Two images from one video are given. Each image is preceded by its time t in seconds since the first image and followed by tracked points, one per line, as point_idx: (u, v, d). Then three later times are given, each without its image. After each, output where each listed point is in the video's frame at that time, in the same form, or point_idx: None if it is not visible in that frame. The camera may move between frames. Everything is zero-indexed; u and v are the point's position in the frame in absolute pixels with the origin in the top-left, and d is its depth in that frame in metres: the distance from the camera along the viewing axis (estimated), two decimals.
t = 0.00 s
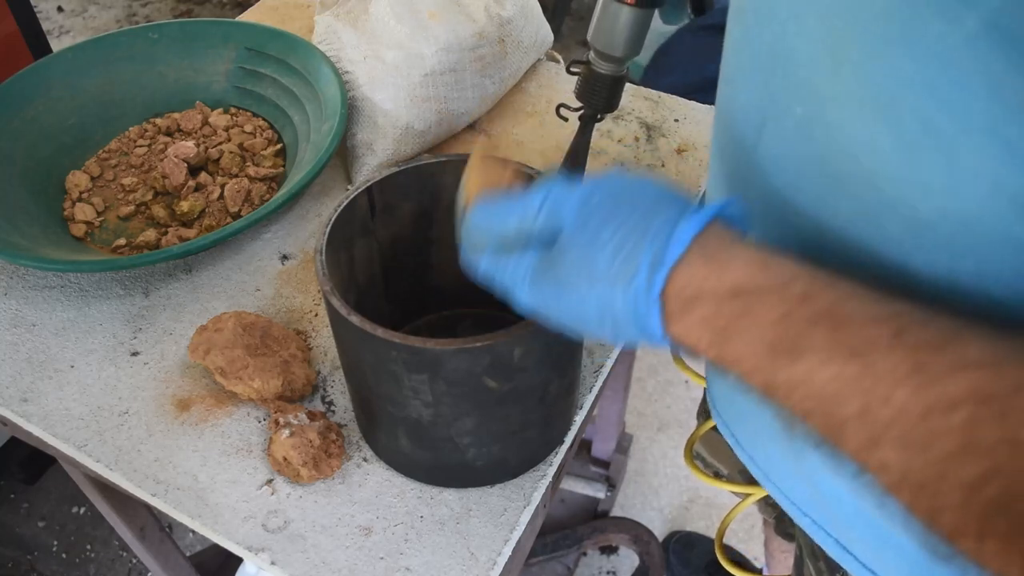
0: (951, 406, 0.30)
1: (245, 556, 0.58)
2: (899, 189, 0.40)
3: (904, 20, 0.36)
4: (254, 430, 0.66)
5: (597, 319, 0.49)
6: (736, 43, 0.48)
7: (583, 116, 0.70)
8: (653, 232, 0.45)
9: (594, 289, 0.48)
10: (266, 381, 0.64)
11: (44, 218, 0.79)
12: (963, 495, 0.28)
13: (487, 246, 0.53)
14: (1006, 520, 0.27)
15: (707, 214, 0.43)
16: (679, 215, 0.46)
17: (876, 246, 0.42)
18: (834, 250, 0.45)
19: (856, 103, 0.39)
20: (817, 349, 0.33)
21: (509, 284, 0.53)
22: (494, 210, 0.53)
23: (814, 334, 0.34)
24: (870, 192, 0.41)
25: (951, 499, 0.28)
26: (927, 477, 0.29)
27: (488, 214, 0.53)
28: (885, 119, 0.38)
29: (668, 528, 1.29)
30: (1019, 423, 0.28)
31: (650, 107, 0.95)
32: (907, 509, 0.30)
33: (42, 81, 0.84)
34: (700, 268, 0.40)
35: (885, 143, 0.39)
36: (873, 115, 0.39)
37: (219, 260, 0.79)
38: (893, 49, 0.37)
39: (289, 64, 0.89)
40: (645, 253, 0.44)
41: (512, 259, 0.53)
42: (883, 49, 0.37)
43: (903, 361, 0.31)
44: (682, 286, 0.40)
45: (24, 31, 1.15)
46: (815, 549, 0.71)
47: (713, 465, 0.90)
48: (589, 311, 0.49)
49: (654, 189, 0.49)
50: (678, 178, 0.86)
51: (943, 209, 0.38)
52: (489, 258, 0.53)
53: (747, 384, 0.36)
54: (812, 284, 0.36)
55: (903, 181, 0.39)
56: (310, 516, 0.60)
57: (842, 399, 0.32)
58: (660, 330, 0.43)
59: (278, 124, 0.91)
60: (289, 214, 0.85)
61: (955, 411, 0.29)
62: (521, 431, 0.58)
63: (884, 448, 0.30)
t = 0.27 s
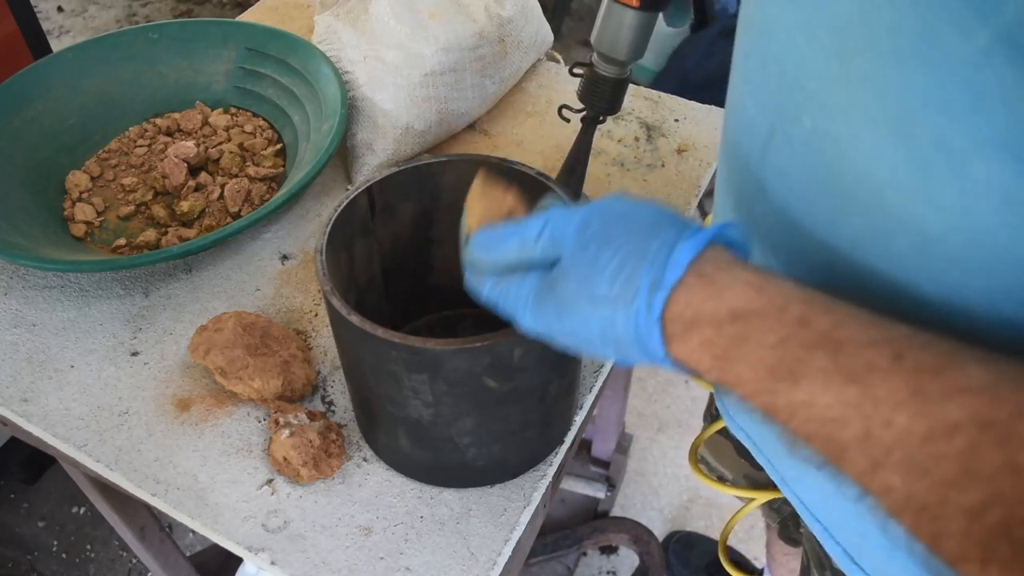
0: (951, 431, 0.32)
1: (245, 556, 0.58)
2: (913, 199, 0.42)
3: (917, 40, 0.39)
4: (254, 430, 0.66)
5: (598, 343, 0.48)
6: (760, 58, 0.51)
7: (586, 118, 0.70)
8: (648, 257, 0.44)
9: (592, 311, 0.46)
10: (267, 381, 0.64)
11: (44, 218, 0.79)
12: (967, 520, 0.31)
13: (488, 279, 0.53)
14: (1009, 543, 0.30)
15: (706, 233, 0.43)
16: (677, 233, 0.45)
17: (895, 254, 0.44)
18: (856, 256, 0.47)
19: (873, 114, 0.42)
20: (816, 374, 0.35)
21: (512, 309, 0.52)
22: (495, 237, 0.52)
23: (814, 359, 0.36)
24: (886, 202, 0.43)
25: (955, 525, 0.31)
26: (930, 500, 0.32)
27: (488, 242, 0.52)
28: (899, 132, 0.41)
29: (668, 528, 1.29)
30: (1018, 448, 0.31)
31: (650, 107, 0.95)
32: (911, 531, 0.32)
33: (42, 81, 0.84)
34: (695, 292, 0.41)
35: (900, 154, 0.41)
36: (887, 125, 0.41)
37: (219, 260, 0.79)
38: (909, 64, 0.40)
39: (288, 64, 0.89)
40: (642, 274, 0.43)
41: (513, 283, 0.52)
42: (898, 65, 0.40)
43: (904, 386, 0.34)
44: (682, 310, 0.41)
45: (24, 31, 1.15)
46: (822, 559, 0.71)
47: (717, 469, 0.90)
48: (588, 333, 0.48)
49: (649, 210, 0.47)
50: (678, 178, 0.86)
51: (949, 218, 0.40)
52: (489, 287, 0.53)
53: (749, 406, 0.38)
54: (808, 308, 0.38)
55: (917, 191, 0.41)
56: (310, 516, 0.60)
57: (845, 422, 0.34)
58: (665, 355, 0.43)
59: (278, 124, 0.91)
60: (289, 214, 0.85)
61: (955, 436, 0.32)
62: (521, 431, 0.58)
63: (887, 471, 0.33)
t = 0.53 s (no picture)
0: (937, 447, 0.32)
1: (245, 556, 0.58)
2: (921, 203, 0.42)
3: (925, 44, 0.39)
4: (254, 430, 0.66)
5: (587, 355, 0.48)
6: (765, 63, 0.51)
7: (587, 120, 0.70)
8: (640, 273, 0.44)
9: (581, 323, 0.46)
10: (267, 381, 0.64)
11: (44, 217, 0.79)
12: (952, 535, 0.31)
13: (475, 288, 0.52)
14: (998, 558, 0.30)
15: (700, 249, 0.43)
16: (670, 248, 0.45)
17: (902, 259, 0.44)
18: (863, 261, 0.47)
19: (880, 120, 0.42)
20: (804, 392, 0.35)
21: (502, 319, 0.50)
22: (493, 238, 0.51)
23: (800, 375, 0.36)
24: (893, 207, 0.43)
25: (942, 539, 0.31)
26: (917, 515, 0.32)
27: (488, 240, 0.51)
28: (907, 136, 0.41)
29: (668, 528, 1.29)
30: (1005, 463, 0.31)
31: (650, 107, 0.95)
32: (899, 545, 0.33)
33: (42, 81, 0.84)
34: (685, 310, 0.41)
35: (907, 159, 0.41)
36: (894, 130, 0.42)
37: (219, 260, 0.79)
38: (915, 69, 0.40)
39: (288, 64, 0.89)
40: (633, 290, 0.43)
41: (502, 288, 0.51)
42: (906, 70, 0.40)
43: (890, 401, 0.34)
44: (671, 327, 0.41)
45: (24, 31, 1.15)
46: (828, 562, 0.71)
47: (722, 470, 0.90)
48: (577, 345, 0.47)
49: (642, 223, 0.47)
50: (678, 178, 0.86)
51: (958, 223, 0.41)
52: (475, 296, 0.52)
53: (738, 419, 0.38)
54: (795, 324, 0.37)
55: (924, 196, 0.41)
56: (310, 516, 0.60)
57: (833, 438, 0.34)
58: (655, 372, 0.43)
59: (278, 124, 0.91)
60: (289, 214, 0.84)
61: (942, 451, 0.32)
62: (521, 431, 0.58)
63: (874, 487, 0.33)
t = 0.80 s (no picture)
0: (928, 441, 0.32)
1: (245, 556, 0.58)
2: (913, 201, 0.43)
3: (918, 45, 0.40)
4: (254, 430, 0.66)
5: (570, 333, 0.49)
6: (772, 64, 0.53)
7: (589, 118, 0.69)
8: (623, 256, 0.44)
9: (565, 306, 0.47)
10: (266, 380, 0.64)
11: (43, 218, 0.79)
12: (943, 528, 0.31)
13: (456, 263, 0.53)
14: (986, 553, 0.30)
15: (683, 233, 0.43)
16: (653, 229, 0.44)
17: (894, 257, 0.45)
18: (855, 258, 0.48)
19: (874, 118, 0.43)
20: (794, 382, 0.35)
21: (482, 294, 0.51)
22: (476, 206, 0.52)
23: (789, 364, 0.36)
24: (887, 205, 0.44)
25: (932, 531, 0.31)
26: (908, 507, 0.32)
27: (472, 209, 0.52)
28: (900, 135, 0.42)
29: (668, 528, 1.29)
30: (997, 459, 0.30)
31: (650, 107, 0.95)
32: (891, 533, 0.33)
33: (42, 81, 0.84)
34: (672, 297, 0.41)
35: (901, 158, 0.42)
36: (889, 128, 0.43)
37: (219, 260, 0.79)
38: (908, 69, 0.41)
39: (289, 64, 0.89)
40: (617, 276, 0.44)
41: (484, 266, 0.52)
42: (901, 71, 0.41)
43: (880, 391, 0.33)
44: (656, 314, 0.42)
45: (24, 31, 1.15)
46: (834, 556, 0.71)
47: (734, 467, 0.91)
48: (562, 326, 0.48)
49: (625, 200, 0.47)
50: (678, 178, 0.86)
51: (948, 219, 0.41)
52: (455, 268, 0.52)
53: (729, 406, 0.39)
54: (783, 311, 0.37)
55: (916, 193, 0.42)
56: (310, 516, 0.60)
57: (823, 428, 0.34)
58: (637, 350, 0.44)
59: (278, 124, 0.91)
60: (289, 214, 0.84)
61: (933, 445, 0.32)
62: (521, 431, 0.58)
63: (864, 477, 0.33)
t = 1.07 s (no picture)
0: (904, 439, 0.31)
1: (245, 556, 0.58)
2: (902, 192, 0.43)
3: (903, 39, 0.41)
4: (254, 430, 0.66)
5: (559, 330, 0.49)
6: (761, 62, 0.54)
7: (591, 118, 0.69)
8: (614, 258, 0.44)
9: (555, 303, 0.48)
10: (266, 380, 0.64)
11: (43, 218, 0.79)
12: (920, 524, 0.30)
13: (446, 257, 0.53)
14: (963, 553, 0.29)
15: (673, 238, 0.43)
16: (643, 233, 0.45)
17: (883, 248, 0.45)
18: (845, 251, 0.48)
19: (862, 111, 0.44)
20: (773, 383, 0.35)
21: (474, 287, 0.52)
22: (470, 202, 0.52)
23: (769, 368, 0.35)
24: (875, 197, 0.45)
25: (909, 529, 0.31)
26: (886, 504, 0.31)
27: (467, 203, 0.52)
28: (888, 127, 0.43)
29: (668, 528, 1.29)
30: (972, 455, 0.29)
31: (650, 107, 0.95)
32: (870, 530, 0.32)
33: (42, 81, 0.84)
34: (656, 303, 0.41)
35: (888, 150, 0.43)
36: (875, 120, 0.44)
37: (219, 260, 0.79)
38: (894, 62, 0.42)
39: (288, 64, 0.89)
40: (606, 278, 0.44)
41: (475, 262, 0.52)
42: (887, 65, 0.42)
43: (859, 393, 0.32)
44: (642, 319, 0.42)
45: (24, 31, 1.15)
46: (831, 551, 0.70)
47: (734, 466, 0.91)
48: (551, 322, 0.49)
49: (618, 204, 0.47)
50: (678, 178, 0.86)
51: (933, 208, 0.42)
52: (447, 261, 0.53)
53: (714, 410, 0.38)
54: (765, 314, 0.36)
55: (903, 183, 0.43)
56: (310, 516, 0.60)
57: (802, 429, 0.34)
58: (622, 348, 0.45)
59: (278, 124, 0.91)
60: (289, 214, 0.84)
61: (909, 442, 0.31)
62: (521, 431, 0.58)
63: (843, 477, 0.33)
